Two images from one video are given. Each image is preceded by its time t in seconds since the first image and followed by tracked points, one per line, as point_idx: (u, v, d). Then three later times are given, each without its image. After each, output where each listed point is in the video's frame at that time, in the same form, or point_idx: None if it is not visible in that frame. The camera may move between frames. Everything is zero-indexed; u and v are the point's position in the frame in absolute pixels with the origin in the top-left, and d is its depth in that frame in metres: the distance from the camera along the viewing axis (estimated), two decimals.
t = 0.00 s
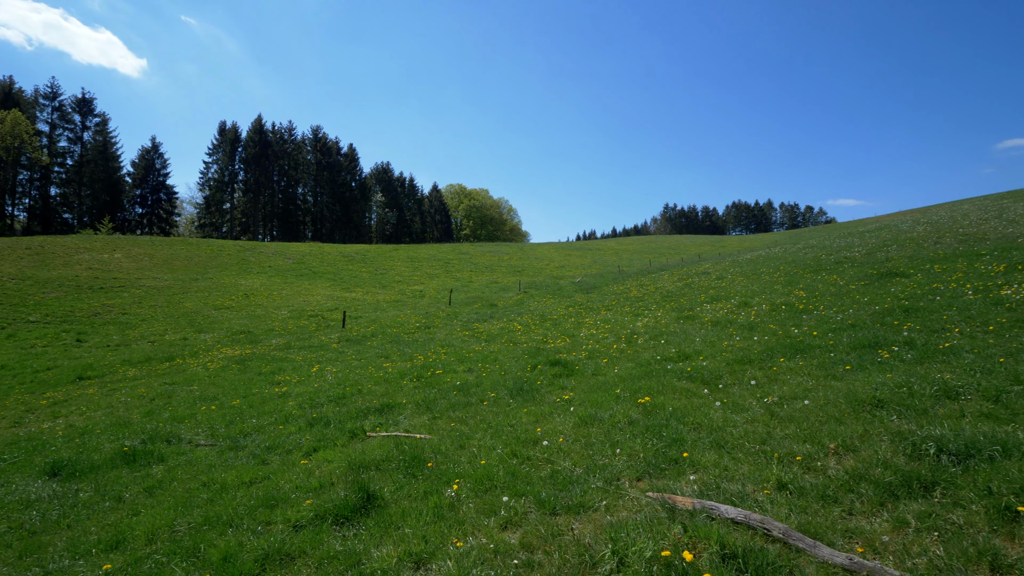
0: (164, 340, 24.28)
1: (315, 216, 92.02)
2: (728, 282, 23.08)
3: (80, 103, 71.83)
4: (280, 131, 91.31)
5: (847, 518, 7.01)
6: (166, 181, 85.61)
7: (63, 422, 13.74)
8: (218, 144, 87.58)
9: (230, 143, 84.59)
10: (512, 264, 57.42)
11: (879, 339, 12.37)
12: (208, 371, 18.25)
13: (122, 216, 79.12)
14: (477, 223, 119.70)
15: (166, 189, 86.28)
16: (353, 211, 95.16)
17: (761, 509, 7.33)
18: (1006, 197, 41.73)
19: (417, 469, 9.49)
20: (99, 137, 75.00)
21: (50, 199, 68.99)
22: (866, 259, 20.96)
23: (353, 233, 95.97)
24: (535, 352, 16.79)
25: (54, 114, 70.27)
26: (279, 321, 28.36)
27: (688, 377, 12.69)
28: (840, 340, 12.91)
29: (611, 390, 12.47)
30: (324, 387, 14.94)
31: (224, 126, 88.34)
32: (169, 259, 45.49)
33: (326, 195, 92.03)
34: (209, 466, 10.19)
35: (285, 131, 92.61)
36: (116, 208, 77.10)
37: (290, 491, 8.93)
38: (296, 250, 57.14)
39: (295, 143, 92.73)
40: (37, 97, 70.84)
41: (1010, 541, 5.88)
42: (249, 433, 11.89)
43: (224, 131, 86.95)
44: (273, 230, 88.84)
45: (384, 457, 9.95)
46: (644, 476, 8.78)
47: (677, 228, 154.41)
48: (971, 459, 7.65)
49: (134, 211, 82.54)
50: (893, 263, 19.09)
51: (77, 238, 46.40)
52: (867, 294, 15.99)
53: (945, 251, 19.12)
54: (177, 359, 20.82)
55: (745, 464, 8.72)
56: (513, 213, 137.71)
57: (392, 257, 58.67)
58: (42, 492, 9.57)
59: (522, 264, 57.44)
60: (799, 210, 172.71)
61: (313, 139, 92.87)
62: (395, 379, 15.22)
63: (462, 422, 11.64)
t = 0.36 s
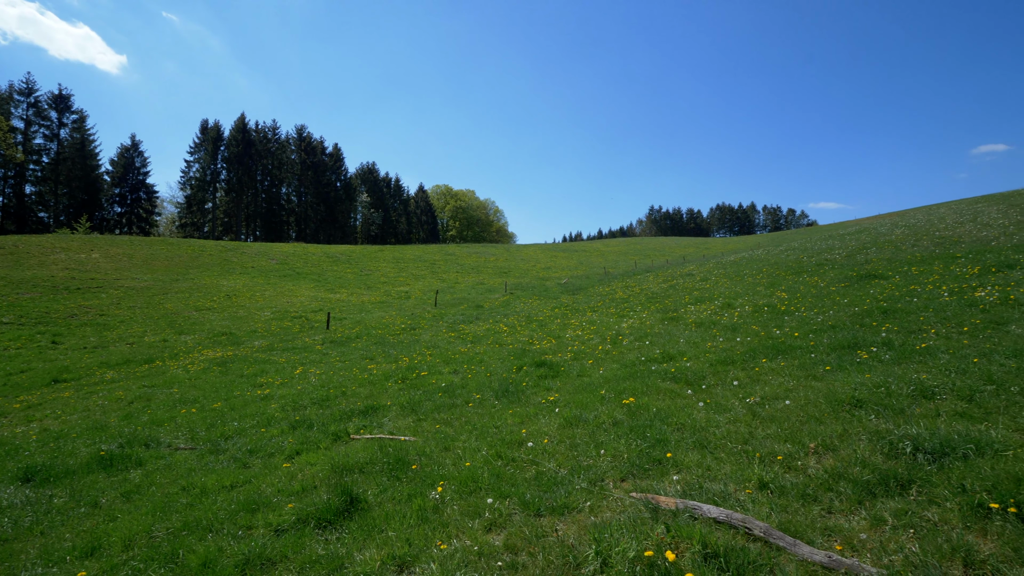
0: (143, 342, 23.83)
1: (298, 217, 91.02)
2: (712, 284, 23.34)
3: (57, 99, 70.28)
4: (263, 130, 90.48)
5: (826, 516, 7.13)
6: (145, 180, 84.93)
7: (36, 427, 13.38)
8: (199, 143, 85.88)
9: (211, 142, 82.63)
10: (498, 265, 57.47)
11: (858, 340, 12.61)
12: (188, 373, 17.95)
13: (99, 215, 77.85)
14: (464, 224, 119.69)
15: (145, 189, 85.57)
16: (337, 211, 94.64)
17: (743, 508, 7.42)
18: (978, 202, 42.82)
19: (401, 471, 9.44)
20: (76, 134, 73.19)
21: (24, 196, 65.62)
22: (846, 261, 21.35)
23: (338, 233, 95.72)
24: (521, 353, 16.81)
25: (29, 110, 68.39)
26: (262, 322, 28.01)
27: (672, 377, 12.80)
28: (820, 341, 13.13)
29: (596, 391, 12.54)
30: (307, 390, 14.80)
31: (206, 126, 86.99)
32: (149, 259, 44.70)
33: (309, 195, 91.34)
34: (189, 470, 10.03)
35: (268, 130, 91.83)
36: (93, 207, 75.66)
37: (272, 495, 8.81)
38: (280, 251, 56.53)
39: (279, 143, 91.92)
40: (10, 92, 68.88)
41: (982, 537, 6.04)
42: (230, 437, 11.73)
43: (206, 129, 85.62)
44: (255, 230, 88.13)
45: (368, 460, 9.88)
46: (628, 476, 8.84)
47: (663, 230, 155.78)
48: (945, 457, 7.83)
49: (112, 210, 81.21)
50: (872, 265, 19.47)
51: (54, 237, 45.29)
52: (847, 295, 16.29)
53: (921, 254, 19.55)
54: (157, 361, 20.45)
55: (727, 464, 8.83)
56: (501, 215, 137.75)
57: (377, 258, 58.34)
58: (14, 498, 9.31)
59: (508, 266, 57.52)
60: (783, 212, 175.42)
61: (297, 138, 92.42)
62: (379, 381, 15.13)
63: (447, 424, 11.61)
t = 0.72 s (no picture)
0: (120, 344, 23.33)
1: (281, 218, 89.59)
2: (695, 286, 23.59)
3: (32, 96, 68.54)
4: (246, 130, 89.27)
5: (804, 515, 7.24)
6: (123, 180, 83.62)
7: (5, 432, 13.00)
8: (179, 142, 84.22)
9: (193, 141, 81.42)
10: (484, 267, 57.44)
11: (836, 341, 12.85)
12: (167, 376, 17.63)
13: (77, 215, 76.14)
14: (448, 226, 118.84)
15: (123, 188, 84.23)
16: (322, 213, 92.44)
17: (723, 509, 7.50)
18: (952, 206, 43.85)
19: (384, 475, 9.38)
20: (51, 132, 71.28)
21: None
22: (825, 264, 21.74)
23: (321, 234, 93.39)
24: (505, 355, 16.82)
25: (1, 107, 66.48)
26: (243, 324, 27.62)
27: (655, 379, 12.90)
28: (800, 343, 13.36)
29: (580, 393, 12.60)
30: (289, 393, 14.64)
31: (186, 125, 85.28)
32: (127, 260, 43.81)
33: (292, 195, 90.31)
34: (166, 476, 9.84)
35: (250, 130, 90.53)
36: (69, 207, 73.61)
37: (251, 500, 8.68)
38: (262, 252, 55.82)
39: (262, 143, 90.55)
40: None
41: (954, 534, 6.20)
42: (209, 441, 11.55)
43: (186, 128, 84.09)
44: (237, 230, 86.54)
45: (350, 463, 9.80)
46: (611, 478, 8.89)
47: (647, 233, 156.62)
48: (920, 455, 8.02)
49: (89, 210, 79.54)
50: (850, 268, 19.85)
51: (27, 237, 44.11)
52: (826, 297, 16.59)
53: (897, 257, 19.98)
54: (134, 364, 20.06)
55: (708, 464, 8.93)
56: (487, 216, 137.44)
57: (361, 260, 57.93)
58: None
59: (494, 268, 57.52)
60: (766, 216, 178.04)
61: (280, 138, 90.81)
62: (363, 384, 15.02)
63: (431, 426, 11.57)
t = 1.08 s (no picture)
0: (93, 348, 22.77)
1: (263, 219, 88.39)
2: (677, 288, 23.87)
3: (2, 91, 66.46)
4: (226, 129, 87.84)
5: (781, 514, 7.37)
6: (97, 179, 81.62)
7: None
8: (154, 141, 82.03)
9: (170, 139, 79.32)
10: (468, 269, 57.36)
11: (814, 343, 13.11)
12: (142, 380, 17.24)
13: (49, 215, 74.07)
14: (432, 228, 117.69)
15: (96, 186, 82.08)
16: (303, 213, 93.40)
17: (703, 508, 7.59)
18: (925, 210, 44.90)
19: (365, 478, 9.32)
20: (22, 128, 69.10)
21: None
22: (804, 267, 22.15)
23: (304, 236, 94.64)
24: (489, 357, 16.83)
25: None
26: (222, 327, 27.17)
27: (637, 380, 13.02)
28: (779, 344, 13.61)
29: (563, 395, 12.66)
30: (269, 396, 14.46)
31: (163, 123, 83.35)
32: (101, 261, 42.77)
33: (274, 196, 89.25)
34: (141, 482, 9.64)
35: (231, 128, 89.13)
36: (41, 206, 71.41)
37: (229, 506, 8.54)
38: (242, 253, 54.99)
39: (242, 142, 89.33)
40: None
41: (925, 530, 6.38)
42: (186, 446, 11.35)
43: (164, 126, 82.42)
44: (216, 231, 85.07)
45: (331, 467, 9.72)
46: (593, 479, 8.95)
47: (630, 235, 157.71)
48: (893, 454, 8.22)
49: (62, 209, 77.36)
50: (828, 270, 20.25)
51: None
52: (804, 299, 16.92)
53: (873, 260, 20.44)
54: (108, 368, 19.60)
55: (689, 464, 9.03)
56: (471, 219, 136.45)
57: (344, 261, 57.42)
58: None
59: (478, 269, 57.48)
60: (749, 219, 180.63)
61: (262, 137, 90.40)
62: (345, 387, 14.89)
63: (414, 429, 11.52)
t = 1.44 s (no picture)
0: (64, 350, 22.16)
1: (241, 219, 87.07)
2: (659, 289, 24.12)
3: None
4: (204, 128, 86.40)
5: (758, 512, 7.50)
6: (69, 177, 79.18)
7: None
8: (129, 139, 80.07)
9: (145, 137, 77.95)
10: (451, 270, 57.14)
11: (792, 343, 13.37)
12: (115, 384, 16.84)
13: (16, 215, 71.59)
14: (415, 229, 116.42)
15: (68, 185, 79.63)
16: (284, 214, 90.66)
17: (682, 507, 7.69)
18: (898, 214, 45.98)
19: (346, 481, 9.25)
20: None
21: None
22: (783, 268, 22.54)
23: (284, 236, 91.52)
24: (472, 358, 16.82)
25: None
26: (199, 329, 26.68)
27: (618, 381, 13.12)
28: (757, 344, 13.85)
29: (545, 395, 12.71)
30: (247, 399, 14.26)
31: (139, 120, 81.56)
32: (73, 262, 41.65)
33: (254, 196, 87.75)
34: (113, 488, 9.43)
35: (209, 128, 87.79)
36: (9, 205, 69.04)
37: (205, 511, 8.39)
38: (220, 254, 54.01)
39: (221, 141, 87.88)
40: None
41: (896, 526, 6.56)
42: (161, 450, 11.13)
43: (139, 125, 80.75)
44: (194, 231, 84.61)
45: (310, 471, 9.62)
46: (574, 479, 9.01)
47: (613, 237, 158.21)
48: (866, 452, 8.43)
49: (31, 208, 74.87)
50: (805, 272, 20.65)
51: None
52: (783, 300, 17.23)
53: (849, 262, 20.89)
54: (79, 371, 19.09)
55: (669, 464, 9.14)
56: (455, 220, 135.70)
57: (325, 262, 56.78)
58: None
59: (461, 271, 57.27)
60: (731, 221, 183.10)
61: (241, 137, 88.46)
62: (325, 390, 14.75)
63: (395, 432, 11.46)
